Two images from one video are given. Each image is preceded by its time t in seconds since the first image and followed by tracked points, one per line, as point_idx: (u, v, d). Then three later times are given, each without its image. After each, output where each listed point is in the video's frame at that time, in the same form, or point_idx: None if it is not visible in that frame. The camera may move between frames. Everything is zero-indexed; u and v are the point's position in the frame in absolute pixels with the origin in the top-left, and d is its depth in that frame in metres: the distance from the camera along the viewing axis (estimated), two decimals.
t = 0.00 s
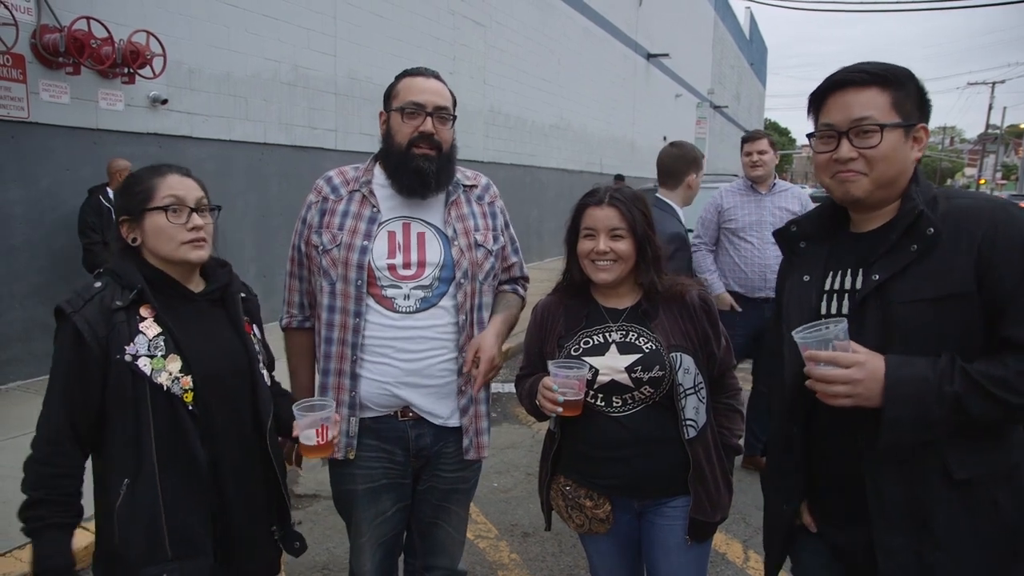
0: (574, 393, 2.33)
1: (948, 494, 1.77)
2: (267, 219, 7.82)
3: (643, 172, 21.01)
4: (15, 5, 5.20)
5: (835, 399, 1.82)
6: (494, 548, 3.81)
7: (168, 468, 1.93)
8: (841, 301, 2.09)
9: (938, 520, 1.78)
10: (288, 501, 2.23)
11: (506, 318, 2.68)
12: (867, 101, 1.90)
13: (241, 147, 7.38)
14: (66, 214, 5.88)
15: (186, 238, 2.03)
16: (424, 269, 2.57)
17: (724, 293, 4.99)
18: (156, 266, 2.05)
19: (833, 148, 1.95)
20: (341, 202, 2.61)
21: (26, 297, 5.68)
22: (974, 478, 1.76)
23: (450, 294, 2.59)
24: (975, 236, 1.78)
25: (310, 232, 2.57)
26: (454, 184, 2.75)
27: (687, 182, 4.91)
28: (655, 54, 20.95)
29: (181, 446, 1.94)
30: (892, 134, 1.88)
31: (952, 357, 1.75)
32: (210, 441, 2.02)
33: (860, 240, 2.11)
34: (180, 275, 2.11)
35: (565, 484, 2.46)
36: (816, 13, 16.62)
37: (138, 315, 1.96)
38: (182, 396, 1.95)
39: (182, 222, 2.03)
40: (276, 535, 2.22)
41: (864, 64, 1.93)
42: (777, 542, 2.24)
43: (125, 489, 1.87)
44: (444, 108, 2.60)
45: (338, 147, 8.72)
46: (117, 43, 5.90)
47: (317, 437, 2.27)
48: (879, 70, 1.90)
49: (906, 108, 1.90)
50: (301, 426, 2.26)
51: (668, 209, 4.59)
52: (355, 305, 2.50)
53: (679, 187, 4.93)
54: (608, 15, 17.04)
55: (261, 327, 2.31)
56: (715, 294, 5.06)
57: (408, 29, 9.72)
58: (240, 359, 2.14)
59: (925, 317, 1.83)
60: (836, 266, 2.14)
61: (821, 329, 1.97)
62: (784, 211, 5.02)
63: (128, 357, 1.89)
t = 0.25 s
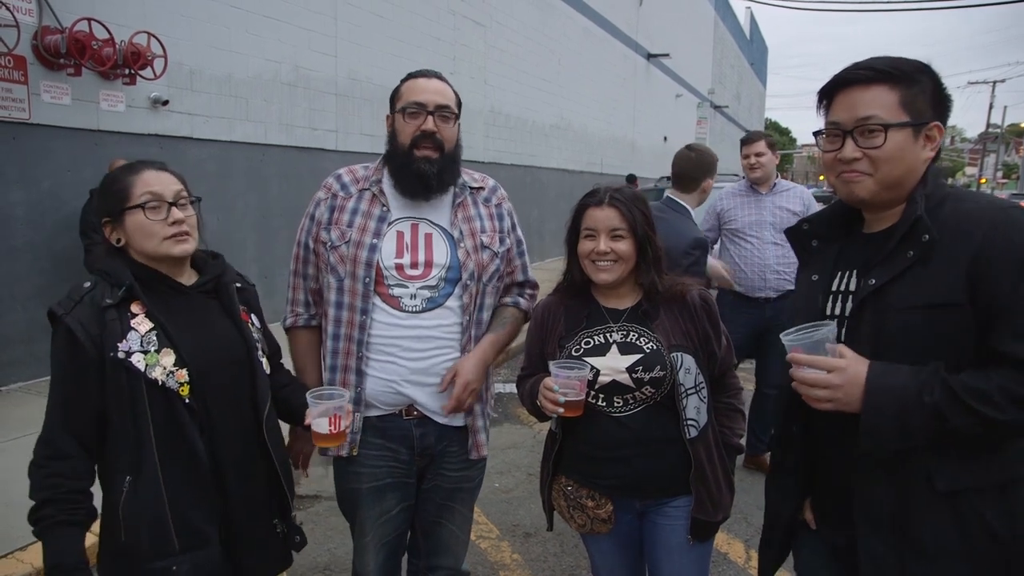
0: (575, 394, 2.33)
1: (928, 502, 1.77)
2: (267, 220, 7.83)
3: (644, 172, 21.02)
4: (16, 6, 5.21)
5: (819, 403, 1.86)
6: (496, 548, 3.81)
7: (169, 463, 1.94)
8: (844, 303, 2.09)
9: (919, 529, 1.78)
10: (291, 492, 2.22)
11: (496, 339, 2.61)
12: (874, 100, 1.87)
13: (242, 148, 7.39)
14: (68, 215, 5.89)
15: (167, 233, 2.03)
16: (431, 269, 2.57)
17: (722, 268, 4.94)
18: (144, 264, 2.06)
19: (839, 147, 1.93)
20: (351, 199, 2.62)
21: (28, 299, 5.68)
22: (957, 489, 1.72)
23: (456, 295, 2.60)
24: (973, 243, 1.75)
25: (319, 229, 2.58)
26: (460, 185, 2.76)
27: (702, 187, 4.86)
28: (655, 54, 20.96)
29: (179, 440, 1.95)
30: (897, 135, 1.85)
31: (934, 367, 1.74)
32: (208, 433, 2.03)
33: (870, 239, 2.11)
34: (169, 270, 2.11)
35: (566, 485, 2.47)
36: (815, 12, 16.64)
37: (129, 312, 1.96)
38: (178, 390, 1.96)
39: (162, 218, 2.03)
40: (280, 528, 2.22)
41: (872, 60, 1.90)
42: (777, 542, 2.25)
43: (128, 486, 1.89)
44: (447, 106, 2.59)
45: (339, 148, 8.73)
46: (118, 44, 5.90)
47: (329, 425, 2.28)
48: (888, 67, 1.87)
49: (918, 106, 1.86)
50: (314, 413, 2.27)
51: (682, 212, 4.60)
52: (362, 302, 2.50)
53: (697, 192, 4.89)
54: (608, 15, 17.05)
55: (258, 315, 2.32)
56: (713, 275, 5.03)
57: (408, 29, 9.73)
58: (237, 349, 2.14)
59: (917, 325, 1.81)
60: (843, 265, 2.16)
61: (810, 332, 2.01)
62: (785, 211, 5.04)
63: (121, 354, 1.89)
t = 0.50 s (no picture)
0: (574, 395, 2.34)
1: (924, 510, 1.77)
2: (268, 222, 7.83)
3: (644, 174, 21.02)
4: (16, 9, 5.21)
5: (812, 410, 1.88)
6: (496, 550, 3.81)
7: (164, 476, 1.94)
8: (846, 306, 2.10)
9: (915, 538, 1.79)
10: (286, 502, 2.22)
11: (489, 352, 2.57)
12: (876, 101, 1.86)
13: (242, 151, 7.39)
14: (68, 218, 5.89)
15: (173, 245, 2.03)
16: (435, 277, 2.57)
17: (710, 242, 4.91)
18: (147, 271, 2.06)
19: (840, 149, 1.93)
20: (359, 200, 2.62)
21: (27, 301, 5.68)
22: (951, 496, 1.73)
23: (458, 303, 2.60)
24: (966, 257, 1.74)
25: (329, 228, 2.60)
26: (466, 191, 2.72)
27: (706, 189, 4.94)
28: (655, 55, 20.97)
29: (176, 452, 1.96)
30: (898, 138, 1.84)
31: (927, 378, 1.74)
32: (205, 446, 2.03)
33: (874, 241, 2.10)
34: (171, 280, 2.11)
35: (566, 486, 2.47)
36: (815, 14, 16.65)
37: (127, 323, 1.96)
38: (174, 404, 1.95)
39: (170, 229, 2.03)
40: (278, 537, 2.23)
41: (879, 61, 1.88)
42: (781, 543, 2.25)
43: (124, 495, 1.90)
44: (452, 110, 2.57)
45: (339, 150, 8.73)
46: (118, 47, 5.91)
47: (331, 429, 2.25)
48: (893, 69, 1.85)
49: (922, 109, 1.84)
50: (315, 417, 2.25)
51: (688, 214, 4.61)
52: (367, 305, 2.52)
53: (701, 191, 4.95)
54: (608, 16, 17.06)
55: (257, 323, 2.31)
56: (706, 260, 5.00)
57: (408, 31, 9.74)
58: (234, 361, 2.13)
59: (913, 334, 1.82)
60: (848, 267, 2.16)
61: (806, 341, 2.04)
62: (773, 211, 5.06)
63: (118, 367, 1.89)
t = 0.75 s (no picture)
0: (576, 394, 2.34)
1: (925, 512, 1.77)
2: (269, 222, 7.84)
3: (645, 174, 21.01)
4: (19, 9, 5.23)
5: (816, 413, 1.87)
6: (496, 550, 3.81)
7: (165, 481, 1.93)
8: (848, 306, 2.10)
9: (915, 538, 1.79)
10: (285, 513, 2.23)
11: (493, 347, 2.56)
12: (883, 104, 1.85)
13: (243, 151, 7.40)
14: (70, 217, 5.90)
15: (184, 246, 2.03)
16: (439, 279, 2.57)
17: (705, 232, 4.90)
18: (161, 272, 2.07)
19: (844, 150, 1.92)
20: (367, 199, 2.61)
21: (29, 300, 5.70)
22: (951, 496, 1.73)
23: (462, 305, 2.60)
24: (969, 262, 1.74)
25: (335, 224, 2.57)
26: (472, 194, 2.72)
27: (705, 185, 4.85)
28: (656, 56, 20.96)
29: (178, 459, 1.95)
30: (904, 141, 1.84)
31: (928, 381, 1.74)
32: (206, 454, 2.02)
33: (875, 242, 2.11)
34: (184, 283, 2.12)
35: (566, 485, 2.47)
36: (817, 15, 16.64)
37: (138, 327, 1.96)
38: (180, 409, 1.96)
39: (183, 231, 2.04)
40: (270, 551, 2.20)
41: (886, 62, 1.87)
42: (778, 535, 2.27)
43: (122, 497, 1.89)
44: (453, 114, 2.55)
45: (341, 150, 8.74)
46: (120, 47, 5.92)
47: (336, 435, 2.32)
48: (901, 70, 1.84)
49: (927, 111, 1.84)
50: (318, 423, 2.32)
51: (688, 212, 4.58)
52: (373, 304, 2.53)
53: (700, 189, 4.84)
54: (609, 17, 17.06)
55: (265, 335, 2.32)
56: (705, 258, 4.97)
57: (410, 32, 9.74)
58: (241, 370, 2.14)
59: (915, 339, 1.82)
60: (850, 267, 2.16)
61: (806, 346, 2.04)
62: (759, 211, 5.04)
63: (128, 369, 1.90)
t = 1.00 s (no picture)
0: (579, 392, 2.34)
1: (923, 512, 1.78)
2: (271, 223, 7.84)
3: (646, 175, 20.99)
4: (21, 10, 5.23)
5: (817, 413, 1.86)
6: (497, 551, 3.81)
7: (166, 483, 1.93)
8: (847, 306, 2.10)
9: (915, 539, 1.80)
10: (289, 514, 2.22)
11: (501, 344, 2.59)
12: (885, 109, 1.85)
13: (244, 151, 7.41)
14: (71, 217, 5.91)
15: (185, 250, 2.03)
16: (449, 280, 2.57)
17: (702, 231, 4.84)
18: (163, 275, 2.07)
19: (846, 154, 1.92)
20: (382, 196, 2.63)
21: (31, 300, 5.70)
22: (948, 494, 1.76)
23: (470, 307, 2.60)
24: (968, 266, 1.74)
25: (348, 219, 2.58)
26: (486, 199, 2.74)
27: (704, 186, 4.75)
28: (657, 56, 20.93)
29: (179, 460, 1.95)
30: (906, 148, 1.84)
31: (928, 383, 1.75)
32: (208, 455, 2.03)
33: (873, 243, 2.10)
34: (186, 286, 2.13)
35: (568, 484, 2.47)
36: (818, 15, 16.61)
37: (140, 329, 1.96)
38: (181, 410, 1.96)
39: (183, 235, 2.04)
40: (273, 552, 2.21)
41: (888, 67, 1.86)
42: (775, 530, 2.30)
43: (123, 499, 1.89)
44: (466, 116, 2.57)
45: (342, 151, 8.74)
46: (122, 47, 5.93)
47: (329, 435, 2.32)
48: (903, 76, 1.84)
49: (928, 117, 1.84)
50: (314, 424, 2.32)
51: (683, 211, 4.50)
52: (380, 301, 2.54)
53: (699, 189, 4.75)
54: (610, 18, 17.04)
55: (269, 336, 2.32)
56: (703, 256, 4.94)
57: (411, 32, 9.74)
58: (244, 372, 2.14)
59: (915, 342, 1.82)
60: (847, 267, 2.16)
61: (808, 346, 2.04)
62: (750, 213, 5.05)
63: (130, 371, 1.90)
